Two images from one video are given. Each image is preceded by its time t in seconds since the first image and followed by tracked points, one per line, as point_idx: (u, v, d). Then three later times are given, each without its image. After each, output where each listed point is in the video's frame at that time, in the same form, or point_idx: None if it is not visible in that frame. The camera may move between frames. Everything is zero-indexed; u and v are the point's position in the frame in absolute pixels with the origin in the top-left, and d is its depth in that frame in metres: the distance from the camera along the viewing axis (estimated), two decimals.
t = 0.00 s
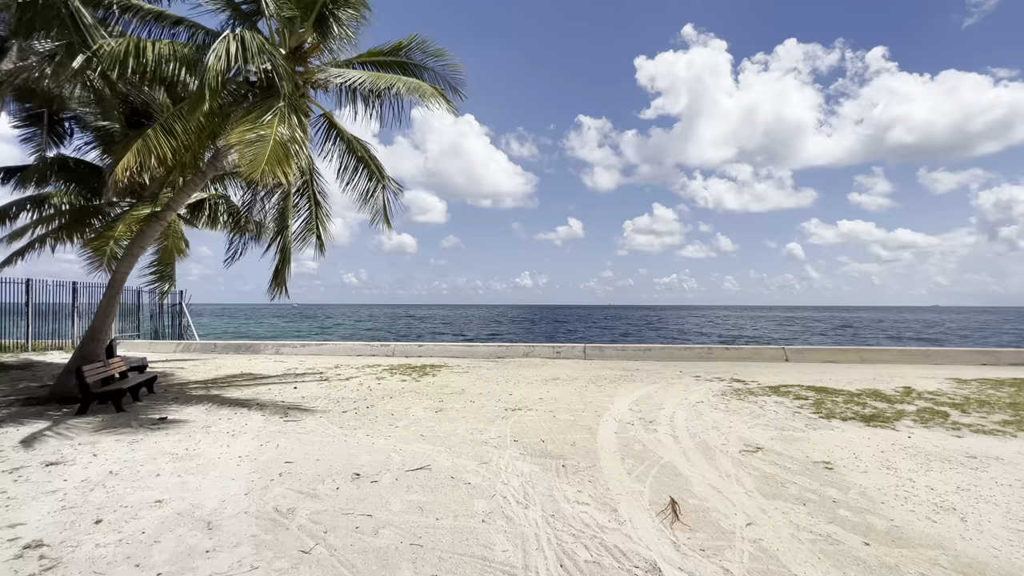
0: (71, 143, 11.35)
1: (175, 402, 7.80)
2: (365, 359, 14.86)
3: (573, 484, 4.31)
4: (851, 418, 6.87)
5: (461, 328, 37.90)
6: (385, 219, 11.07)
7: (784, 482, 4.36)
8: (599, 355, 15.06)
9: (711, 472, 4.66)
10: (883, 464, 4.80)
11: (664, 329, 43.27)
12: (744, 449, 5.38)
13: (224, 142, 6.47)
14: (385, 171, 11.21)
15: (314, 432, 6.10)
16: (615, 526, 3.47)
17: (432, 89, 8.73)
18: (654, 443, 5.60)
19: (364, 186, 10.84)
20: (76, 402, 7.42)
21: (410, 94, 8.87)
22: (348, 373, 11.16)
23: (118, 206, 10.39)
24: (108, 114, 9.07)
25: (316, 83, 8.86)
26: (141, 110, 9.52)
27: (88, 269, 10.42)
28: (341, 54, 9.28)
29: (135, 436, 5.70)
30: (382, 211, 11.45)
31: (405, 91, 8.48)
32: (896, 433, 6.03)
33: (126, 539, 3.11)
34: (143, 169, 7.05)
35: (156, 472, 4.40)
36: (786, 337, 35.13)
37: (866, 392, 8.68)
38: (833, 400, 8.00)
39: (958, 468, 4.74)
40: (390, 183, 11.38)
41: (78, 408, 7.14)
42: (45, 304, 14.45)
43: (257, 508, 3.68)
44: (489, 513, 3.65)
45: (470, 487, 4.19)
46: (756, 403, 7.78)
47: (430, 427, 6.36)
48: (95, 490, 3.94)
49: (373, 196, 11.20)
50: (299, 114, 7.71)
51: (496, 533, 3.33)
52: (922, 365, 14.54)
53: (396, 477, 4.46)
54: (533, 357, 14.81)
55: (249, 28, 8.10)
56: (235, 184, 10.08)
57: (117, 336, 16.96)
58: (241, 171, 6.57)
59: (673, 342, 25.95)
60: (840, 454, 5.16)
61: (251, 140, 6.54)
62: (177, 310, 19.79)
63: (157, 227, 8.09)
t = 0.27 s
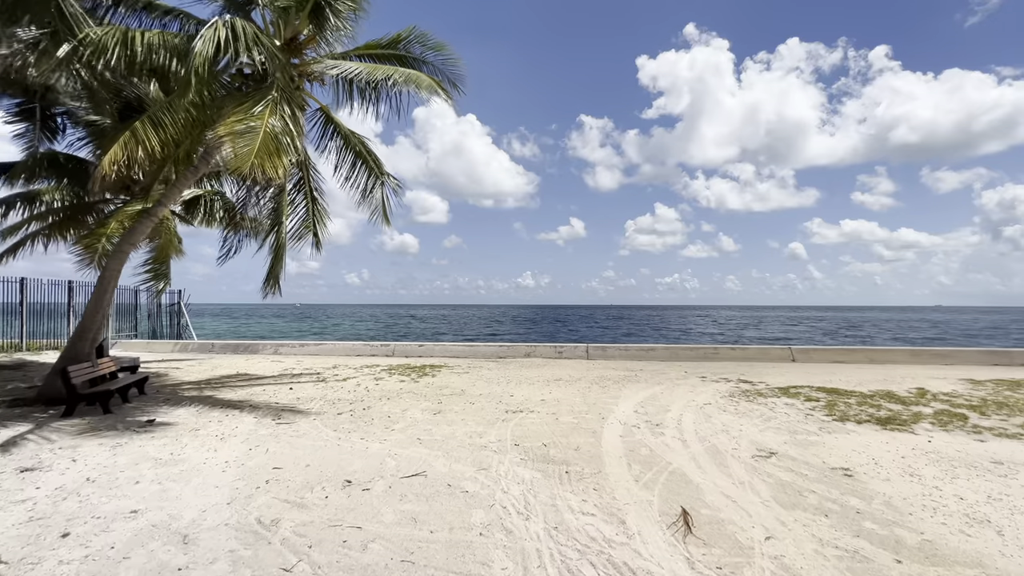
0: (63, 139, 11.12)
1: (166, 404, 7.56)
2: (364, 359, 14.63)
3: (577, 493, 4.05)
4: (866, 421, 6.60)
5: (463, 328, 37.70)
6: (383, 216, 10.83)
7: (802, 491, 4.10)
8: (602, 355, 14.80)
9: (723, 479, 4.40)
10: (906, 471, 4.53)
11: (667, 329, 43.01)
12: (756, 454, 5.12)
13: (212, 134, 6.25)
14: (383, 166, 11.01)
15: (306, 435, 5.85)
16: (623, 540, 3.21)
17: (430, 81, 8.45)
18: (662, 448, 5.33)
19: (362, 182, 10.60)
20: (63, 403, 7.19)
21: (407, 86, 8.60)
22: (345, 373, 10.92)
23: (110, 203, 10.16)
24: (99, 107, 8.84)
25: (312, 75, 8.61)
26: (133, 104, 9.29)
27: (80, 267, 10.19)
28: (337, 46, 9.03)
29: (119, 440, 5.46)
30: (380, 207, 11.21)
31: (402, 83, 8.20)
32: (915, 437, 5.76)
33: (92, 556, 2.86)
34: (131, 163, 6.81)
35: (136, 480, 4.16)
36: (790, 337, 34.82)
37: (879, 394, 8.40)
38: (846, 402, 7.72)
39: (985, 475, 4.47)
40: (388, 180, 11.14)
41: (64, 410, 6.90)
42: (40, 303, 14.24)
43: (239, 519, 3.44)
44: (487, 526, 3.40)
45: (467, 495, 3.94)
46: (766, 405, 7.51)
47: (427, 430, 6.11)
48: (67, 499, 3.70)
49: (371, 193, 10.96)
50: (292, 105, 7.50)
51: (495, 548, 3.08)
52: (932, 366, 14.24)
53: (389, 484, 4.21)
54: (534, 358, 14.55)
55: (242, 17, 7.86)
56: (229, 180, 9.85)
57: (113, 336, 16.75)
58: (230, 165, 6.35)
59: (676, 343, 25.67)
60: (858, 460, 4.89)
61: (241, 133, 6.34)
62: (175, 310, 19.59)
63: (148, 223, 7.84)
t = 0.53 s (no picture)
0: (53, 136, 10.90)
1: (153, 409, 7.31)
2: (362, 360, 14.40)
3: (579, 508, 3.81)
4: (880, 427, 6.33)
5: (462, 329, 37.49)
6: (380, 215, 10.60)
7: (818, 506, 3.84)
8: (604, 357, 14.55)
9: (732, 492, 4.14)
10: (928, 484, 4.27)
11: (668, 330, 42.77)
12: (767, 464, 4.85)
13: (199, 127, 5.91)
14: (380, 164, 10.77)
15: (295, 442, 5.60)
16: (629, 565, 2.95)
17: (425, 75, 8.16)
18: (668, 457, 5.07)
19: (358, 180, 10.37)
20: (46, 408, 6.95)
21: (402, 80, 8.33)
22: (341, 376, 10.67)
23: (101, 201, 9.94)
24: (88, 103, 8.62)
25: (305, 69, 8.37)
26: (123, 100, 9.07)
27: (70, 268, 9.96)
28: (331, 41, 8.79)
29: (98, 448, 5.22)
30: (376, 206, 10.96)
31: (396, 77, 7.92)
32: (933, 445, 5.49)
33: None
34: (115, 159, 6.57)
35: (109, 494, 3.91)
36: (793, 338, 34.52)
37: (891, 398, 8.12)
38: (857, 406, 7.45)
39: (1013, 489, 4.20)
40: (385, 178, 10.90)
41: (47, 415, 6.67)
42: (32, 304, 14.03)
43: (213, 539, 3.19)
44: (482, 547, 3.14)
45: (460, 511, 3.69)
46: (774, 409, 7.25)
47: (422, 437, 5.86)
48: (32, 516, 3.45)
49: (367, 191, 10.72)
50: (283, 99, 7.21)
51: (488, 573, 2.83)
52: (940, 368, 13.96)
53: (378, 499, 3.96)
54: (535, 359, 14.29)
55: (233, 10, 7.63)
56: (221, 178, 9.60)
57: (107, 338, 16.53)
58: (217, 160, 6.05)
59: (677, 344, 25.43)
60: (876, 471, 4.63)
61: (229, 126, 5.98)
62: (172, 311, 19.38)
63: (136, 222, 7.61)
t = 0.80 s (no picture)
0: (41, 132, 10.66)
1: (138, 413, 7.06)
2: (359, 361, 14.17)
3: (579, 522, 3.56)
4: (893, 432, 6.08)
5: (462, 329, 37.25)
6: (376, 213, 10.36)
7: (837, 520, 3.58)
8: (604, 358, 14.31)
9: (743, 504, 3.89)
10: (951, 495, 4.01)
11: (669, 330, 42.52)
12: (779, 474, 4.59)
13: (184, 119, 5.61)
14: (377, 161, 10.51)
15: (282, 449, 5.34)
16: None
17: (421, 67, 7.91)
18: (673, 465, 4.81)
19: (354, 178, 10.13)
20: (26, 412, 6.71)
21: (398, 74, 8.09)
22: (335, 378, 10.41)
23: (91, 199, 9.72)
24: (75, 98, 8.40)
25: (298, 63, 8.08)
26: (112, 95, 8.84)
27: (57, 267, 9.71)
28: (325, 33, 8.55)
29: (74, 455, 4.97)
30: (373, 204, 10.72)
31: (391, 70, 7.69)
32: (951, 452, 5.24)
33: None
34: (97, 154, 6.28)
35: (77, 506, 3.67)
36: (795, 338, 34.26)
37: (901, 401, 7.87)
38: (867, 410, 7.19)
39: None
40: (382, 175, 10.66)
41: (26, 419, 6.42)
42: (23, 304, 13.79)
43: (183, 558, 2.95)
44: (474, 568, 2.89)
45: (452, 526, 3.44)
46: (782, 413, 7.00)
47: (415, 443, 5.61)
48: None
49: (363, 189, 10.48)
50: (273, 92, 6.94)
51: None
52: (947, 369, 13.70)
53: (366, 512, 3.70)
54: (534, 360, 14.03)
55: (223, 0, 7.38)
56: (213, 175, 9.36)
57: (101, 338, 16.29)
58: (203, 154, 5.74)
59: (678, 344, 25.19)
60: (894, 481, 4.37)
61: (216, 118, 5.68)
62: (167, 311, 19.14)
63: (122, 219, 7.35)
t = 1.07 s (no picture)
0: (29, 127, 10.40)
1: (122, 415, 6.81)
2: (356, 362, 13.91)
3: (581, 536, 3.29)
4: (908, 436, 5.81)
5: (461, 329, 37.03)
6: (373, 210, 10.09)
7: (859, 534, 3.31)
8: (606, 358, 14.05)
9: (757, 516, 3.62)
10: (980, 506, 3.75)
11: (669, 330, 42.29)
12: (793, 482, 4.33)
13: (166, 108, 5.34)
14: (372, 157, 10.25)
15: (268, 454, 5.07)
16: None
17: (417, 57, 7.66)
18: (680, 472, 4.55)
19: (349, 174, 9.87)
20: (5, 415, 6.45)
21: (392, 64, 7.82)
22: (330, 379, 10.14)
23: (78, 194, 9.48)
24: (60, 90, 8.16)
25: (290, 53, 7.80)
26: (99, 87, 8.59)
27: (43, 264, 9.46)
28: (318, 24, 8.29)
29: (47, 461, 4.71)
30: (369, 201, 10.45)
31: (385, 60, 7.43)
32: (972, 458, 4.97)
33: None
34: (77, 146, 6.02)
35: (41, 519, 3.41)
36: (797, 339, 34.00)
37: (914, 403, 7.60)
38: (880, 413, 6.92)
39: None
40: (379, 171, 10.39)
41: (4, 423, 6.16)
42: (13, 304, 13.54)
43: None
44: None
45: (443, 542, 3.18)
46: (791, 416, 6.73)
47: (409, 447, 5.35)
48: None
49: (359, 185, 10.21)
50: (263, 82, 6.67)
51: None
52: (956, 369, 13.43)
53: (351, 525, 3.44)
54: (534, 361, 13.76)
55: None
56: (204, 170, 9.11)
57: (94, 338, 16.04)
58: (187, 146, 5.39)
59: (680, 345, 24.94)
60: (917, 490, 4.10)
61: (200, 107, 5.41)
62: (162, 311, 18.89)
63: (106, 215, 7.08)
